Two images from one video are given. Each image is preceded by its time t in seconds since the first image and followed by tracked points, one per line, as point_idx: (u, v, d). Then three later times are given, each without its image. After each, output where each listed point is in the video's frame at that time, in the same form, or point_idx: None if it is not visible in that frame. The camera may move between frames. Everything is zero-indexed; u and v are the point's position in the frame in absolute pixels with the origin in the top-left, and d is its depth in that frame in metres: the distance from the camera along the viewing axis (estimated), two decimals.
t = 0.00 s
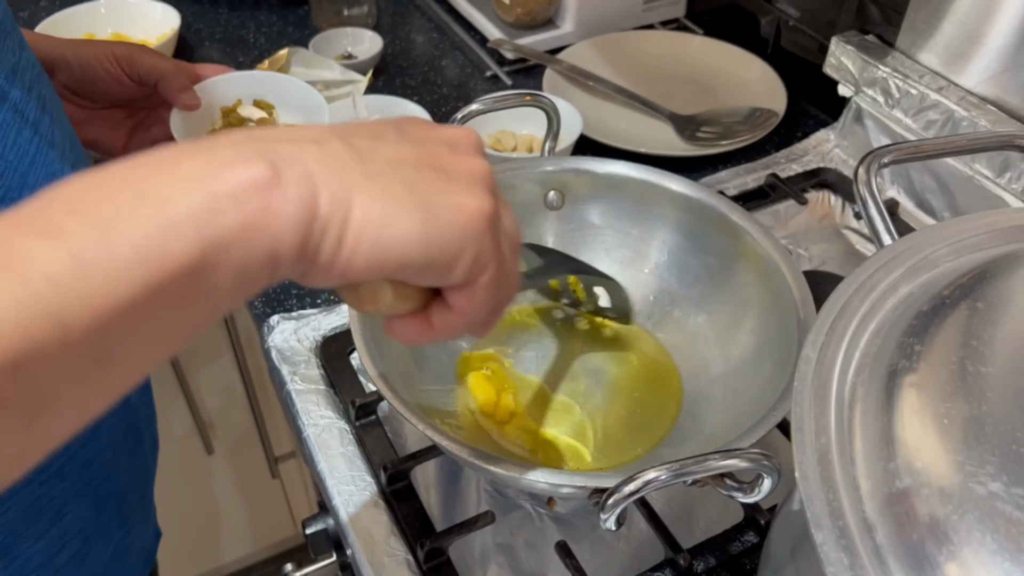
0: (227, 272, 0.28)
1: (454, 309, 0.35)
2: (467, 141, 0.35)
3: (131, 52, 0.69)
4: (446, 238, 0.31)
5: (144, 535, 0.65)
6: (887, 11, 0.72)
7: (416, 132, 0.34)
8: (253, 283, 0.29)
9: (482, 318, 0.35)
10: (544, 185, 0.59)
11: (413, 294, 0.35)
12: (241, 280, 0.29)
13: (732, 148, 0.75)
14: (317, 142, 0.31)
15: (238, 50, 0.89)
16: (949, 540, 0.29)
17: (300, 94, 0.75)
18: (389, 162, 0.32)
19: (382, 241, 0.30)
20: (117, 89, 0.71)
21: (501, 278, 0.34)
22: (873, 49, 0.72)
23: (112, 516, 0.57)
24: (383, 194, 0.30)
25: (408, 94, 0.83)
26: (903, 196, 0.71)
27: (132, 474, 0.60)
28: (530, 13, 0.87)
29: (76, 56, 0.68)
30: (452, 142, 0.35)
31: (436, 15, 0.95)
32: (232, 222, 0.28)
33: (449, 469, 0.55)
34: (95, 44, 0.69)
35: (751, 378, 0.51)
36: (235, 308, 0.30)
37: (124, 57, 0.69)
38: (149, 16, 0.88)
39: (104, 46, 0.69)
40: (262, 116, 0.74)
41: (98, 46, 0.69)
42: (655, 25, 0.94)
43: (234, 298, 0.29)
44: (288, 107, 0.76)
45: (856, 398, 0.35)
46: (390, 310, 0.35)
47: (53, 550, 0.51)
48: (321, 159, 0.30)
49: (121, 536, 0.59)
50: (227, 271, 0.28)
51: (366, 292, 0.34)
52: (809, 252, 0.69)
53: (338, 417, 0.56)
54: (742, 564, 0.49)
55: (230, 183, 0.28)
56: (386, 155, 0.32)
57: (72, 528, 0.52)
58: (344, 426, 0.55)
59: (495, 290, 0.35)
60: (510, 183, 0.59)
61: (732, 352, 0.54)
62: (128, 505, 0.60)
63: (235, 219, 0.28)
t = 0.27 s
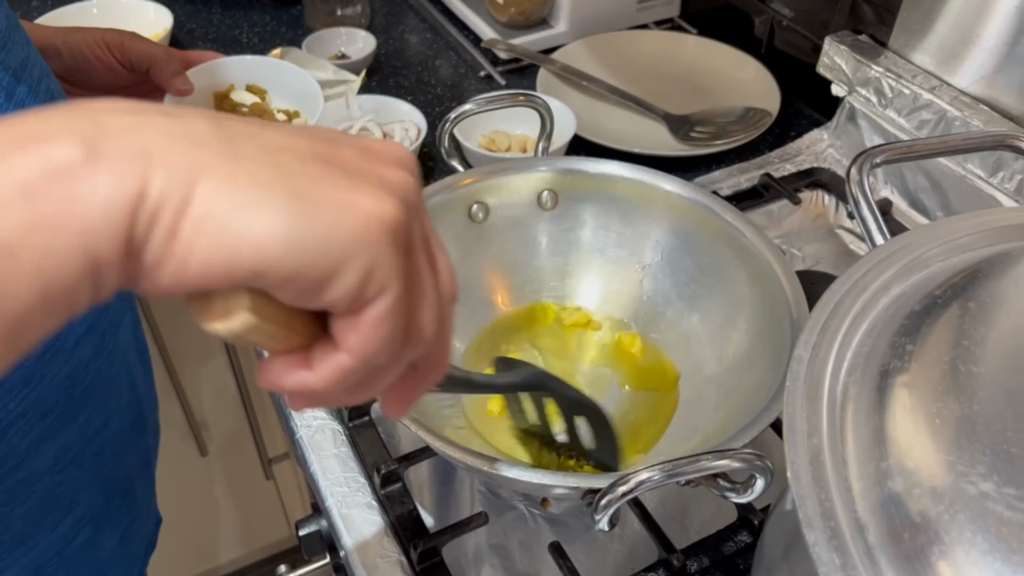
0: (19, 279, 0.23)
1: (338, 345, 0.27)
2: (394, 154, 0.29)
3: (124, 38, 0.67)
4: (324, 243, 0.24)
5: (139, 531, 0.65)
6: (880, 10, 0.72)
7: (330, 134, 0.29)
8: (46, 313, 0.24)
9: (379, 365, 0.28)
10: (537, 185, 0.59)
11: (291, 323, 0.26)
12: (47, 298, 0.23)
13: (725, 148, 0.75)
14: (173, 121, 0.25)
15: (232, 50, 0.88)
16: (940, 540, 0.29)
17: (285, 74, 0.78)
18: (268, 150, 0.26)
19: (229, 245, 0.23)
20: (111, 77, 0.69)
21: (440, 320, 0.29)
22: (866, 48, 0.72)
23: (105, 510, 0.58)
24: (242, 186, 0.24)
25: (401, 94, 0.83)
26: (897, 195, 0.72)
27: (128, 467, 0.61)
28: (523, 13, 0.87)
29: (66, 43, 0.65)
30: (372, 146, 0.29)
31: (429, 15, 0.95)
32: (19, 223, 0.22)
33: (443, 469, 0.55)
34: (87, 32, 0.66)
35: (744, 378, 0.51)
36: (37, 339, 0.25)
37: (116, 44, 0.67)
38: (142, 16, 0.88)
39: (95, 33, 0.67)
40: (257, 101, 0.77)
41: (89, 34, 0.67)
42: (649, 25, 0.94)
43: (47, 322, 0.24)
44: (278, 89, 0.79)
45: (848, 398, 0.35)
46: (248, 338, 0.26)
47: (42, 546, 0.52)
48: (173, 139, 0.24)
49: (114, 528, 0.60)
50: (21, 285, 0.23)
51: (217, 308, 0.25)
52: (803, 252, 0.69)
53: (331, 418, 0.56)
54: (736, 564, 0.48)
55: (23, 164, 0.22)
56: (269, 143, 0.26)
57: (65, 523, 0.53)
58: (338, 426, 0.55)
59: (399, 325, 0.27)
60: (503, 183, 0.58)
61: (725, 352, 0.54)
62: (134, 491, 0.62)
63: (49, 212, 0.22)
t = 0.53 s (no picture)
0: (174, 298, 0.28)
1: (431, 341, 0.34)
2: (456, 167, 0.35)
3: (120, 16, 0.68)
4: (412, 260, 0.30)
5: (135, 533, 0.64)
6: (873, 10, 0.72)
7: (405, 159, 0.34)
8: (195, 320, 0.30)
9: (459, 353, 0.34)
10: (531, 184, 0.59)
11: (390, 322, 0.34)
12: (195, 309, 0.29)
13: (719, 147, 0.75)
14: (291, 167, 0.31)
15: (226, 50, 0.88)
16: (931, 537, 0.29)
17: (285, 53, 0.79)
18: (361, 184, 0.31)
19: (342, 267, 0.30)
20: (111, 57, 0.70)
21: (478, 317, 0.34)
22: (859, 48, 0.72)
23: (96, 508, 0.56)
24: (348, 215, 0.30)
25: (396, 94, 0.83)
26: (890, 195, 0.72)
27: (123, 465, 0.59)
28: (518, 12, 0.87)
29: (63, 23, 0.66)
30: (442, 165, 0.35)
31: (424, 15, 0.95)
32: (174, 255, 0.28)
33: (438, 469, 0.55)
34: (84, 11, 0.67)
35: (738, 377, 0.51)
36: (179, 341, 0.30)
37: (113, 23, 0.68)
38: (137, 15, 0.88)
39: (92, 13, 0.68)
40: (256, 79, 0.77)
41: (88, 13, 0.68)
42: (644, 25, 0.94)
43: (186, 325, 0.30)
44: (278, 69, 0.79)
45: (840, 397, 0.35)
46: (361, 338, 0.34)
47: (29, 544, 0.50)
48: (298, 183, 0.30)
49: (106, 527, 0.58)
50: (174, 302, 0.28)
51: (332, 319, 0.33)
52: (797, 251, 0.69)
53: (326, 418, 0.56)
54: (729, 562, 0.49)
55: (180, 205, 0.28)
56: (361, 176, 0.32)
57: (53, 521, 0.51)
58: (333, 426, 0.55)
59: (474, 320, 0.34)
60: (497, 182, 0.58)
61: (719, 351, 0.54)
62: (132, 491, 0.61)
63: (187, 247, 0.28)
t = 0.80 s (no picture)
0: (103, 223, 0.28)
1: (373, 270, 0.34)
2: (393, 106, 0.34)
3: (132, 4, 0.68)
4: (353, 186, 0.30)
5: (126, 523, 0.65)
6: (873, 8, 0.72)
7: (340, 91, 0.33)
8: (129, 248, 0.29)
9: (403, 282, 0.34)
10: (532, 183, 0.59)
11: (335, 254, 0.34)
12: (126, 233, 0.29)
13: (719, 145, 0.75)
14: (222, 90, 0.30)
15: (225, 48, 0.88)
16: (934, 534, 0.29)
17: (291, 44, 0.82)
18: (295, 110, 0.31)
19: (279, 186, 0.29)
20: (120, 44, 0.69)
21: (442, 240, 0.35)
22: (859, 46, 0.72)
23: (99, 486, 0.59)
24: (283, 142, 0.29)
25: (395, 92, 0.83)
26: (890, 193, 0.72)
27: (125, 444, 0.62)
28: (517, 11, 0.87)
29: (76, 10, 0.64)
30: (379, 101, 0.34)
31: (423, 13, 0.95)
32: (105, 174, 0.27)
33: (438, 468, 0.55)
34: None
35: (739, 376, 0.51)
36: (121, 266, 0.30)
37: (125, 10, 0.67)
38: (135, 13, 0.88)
39: None
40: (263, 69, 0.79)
41: None
42: (643, 23, 0.94)
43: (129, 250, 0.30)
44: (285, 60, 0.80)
45: (842, 394, 0.35)
46: (300, 268, 0.33)
47: (34, 518, 0.52)
48: (220, 106, 0.29)
49: (110, 503, 0.61)
50: (108, 224, 0.28)
51: (273, 245, 0.31)
52: (797, 249, 0.69)
53: (326, 417, 0.56)
54: (730, 560, 0.49)
55: (105, 130, 0.27)
56: (295, 106, 0.31)
57: (59, 496, 0.54)
58: (333, 425, 0.55)
59: (415, 249, 0.33)
60: (498, 181, 0.59)
61: (721, 349, 0.54)
62: (133, 469, 0.64)
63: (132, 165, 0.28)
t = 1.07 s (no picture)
0: (43, 156, 0.26)
1: (338, 251, 0.31)
2: (393, 82, 0.33)
3: None
4: (325, 140, 0.28)
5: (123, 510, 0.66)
6: (874, 6, 0.71)
7: (335, 63, 0.32)
8: (69, 203, 0.27)
9: (376, 269, 0.31)
10: (533, 182, 0.59)
11: (297, 226, 0.30)
12: (66, 180, 0.27)
13: (720, 144, 0.75)
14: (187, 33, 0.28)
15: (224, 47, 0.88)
16: (942, 538, 0.29)
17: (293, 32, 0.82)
18: (276, 66, 0.29)
19: (239, 140, 0.27)
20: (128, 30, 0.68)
21: (434, 247, 0.34)
22: (860, 45, 0.72)
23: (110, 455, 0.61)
24: (247, 92, 0.27)
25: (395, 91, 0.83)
26: (891, 191, 0.71)
27: (136, 414, 0.63)
28: (517, 9, 0.87)
29: None
30: (378, 77, 0.33)
31: (423, 12, 0.95)
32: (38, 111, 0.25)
33: (439, 468, 0.55)
34: None
35: (742, 376, 0.51)
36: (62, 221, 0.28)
37: None
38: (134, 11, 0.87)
39: None
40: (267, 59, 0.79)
41: None
42: (643, 21, 0.94)
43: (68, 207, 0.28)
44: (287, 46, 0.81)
45: (848, 395, 0.35)
46: (254, 238, 0.29)
47: (49, 481, 0.54)
48: (183, 45, 0.27)
49: (118, 471, 0.63)
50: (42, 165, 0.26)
51: (228, 207, 0.28)
52: (798, 248, 0.69)
53: (326, 417, 0.55)
54: (733, 561, 0.48)
55: (54, 59, 0.25)
56: (282, 60, 0.29)
57: (71, 461, 0.56)
58: (333, 426, 0.55)
59: (391, 232, 0.31)
60: (498, 180, 0.58)
61: (722, 348, 0.54)
62: (142, 439, 0.65)
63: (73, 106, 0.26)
